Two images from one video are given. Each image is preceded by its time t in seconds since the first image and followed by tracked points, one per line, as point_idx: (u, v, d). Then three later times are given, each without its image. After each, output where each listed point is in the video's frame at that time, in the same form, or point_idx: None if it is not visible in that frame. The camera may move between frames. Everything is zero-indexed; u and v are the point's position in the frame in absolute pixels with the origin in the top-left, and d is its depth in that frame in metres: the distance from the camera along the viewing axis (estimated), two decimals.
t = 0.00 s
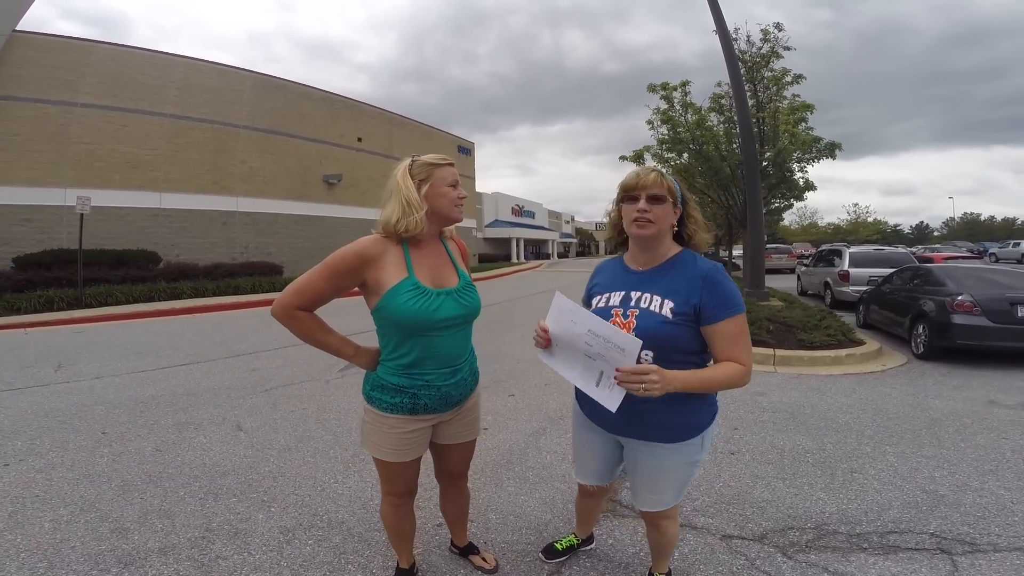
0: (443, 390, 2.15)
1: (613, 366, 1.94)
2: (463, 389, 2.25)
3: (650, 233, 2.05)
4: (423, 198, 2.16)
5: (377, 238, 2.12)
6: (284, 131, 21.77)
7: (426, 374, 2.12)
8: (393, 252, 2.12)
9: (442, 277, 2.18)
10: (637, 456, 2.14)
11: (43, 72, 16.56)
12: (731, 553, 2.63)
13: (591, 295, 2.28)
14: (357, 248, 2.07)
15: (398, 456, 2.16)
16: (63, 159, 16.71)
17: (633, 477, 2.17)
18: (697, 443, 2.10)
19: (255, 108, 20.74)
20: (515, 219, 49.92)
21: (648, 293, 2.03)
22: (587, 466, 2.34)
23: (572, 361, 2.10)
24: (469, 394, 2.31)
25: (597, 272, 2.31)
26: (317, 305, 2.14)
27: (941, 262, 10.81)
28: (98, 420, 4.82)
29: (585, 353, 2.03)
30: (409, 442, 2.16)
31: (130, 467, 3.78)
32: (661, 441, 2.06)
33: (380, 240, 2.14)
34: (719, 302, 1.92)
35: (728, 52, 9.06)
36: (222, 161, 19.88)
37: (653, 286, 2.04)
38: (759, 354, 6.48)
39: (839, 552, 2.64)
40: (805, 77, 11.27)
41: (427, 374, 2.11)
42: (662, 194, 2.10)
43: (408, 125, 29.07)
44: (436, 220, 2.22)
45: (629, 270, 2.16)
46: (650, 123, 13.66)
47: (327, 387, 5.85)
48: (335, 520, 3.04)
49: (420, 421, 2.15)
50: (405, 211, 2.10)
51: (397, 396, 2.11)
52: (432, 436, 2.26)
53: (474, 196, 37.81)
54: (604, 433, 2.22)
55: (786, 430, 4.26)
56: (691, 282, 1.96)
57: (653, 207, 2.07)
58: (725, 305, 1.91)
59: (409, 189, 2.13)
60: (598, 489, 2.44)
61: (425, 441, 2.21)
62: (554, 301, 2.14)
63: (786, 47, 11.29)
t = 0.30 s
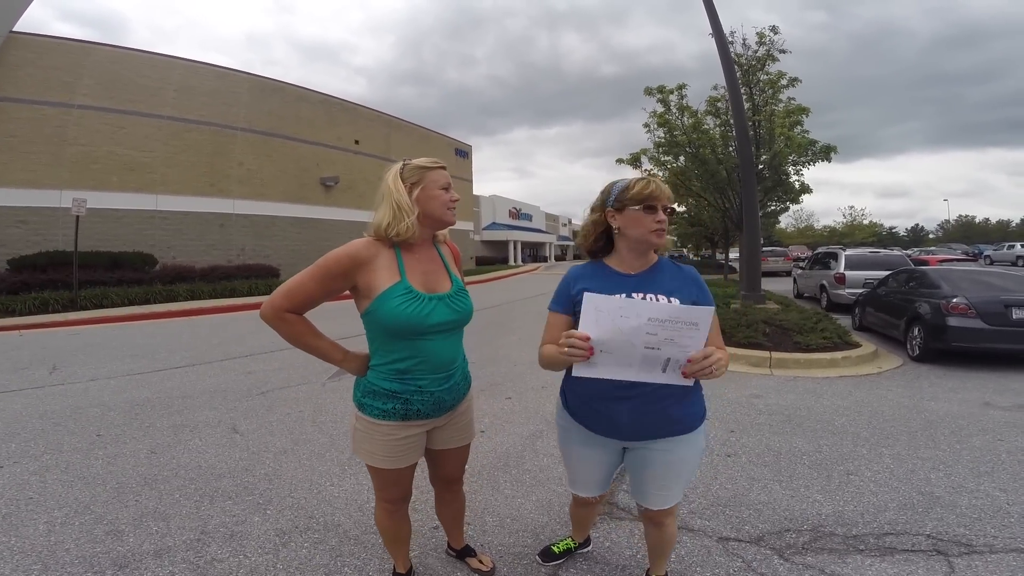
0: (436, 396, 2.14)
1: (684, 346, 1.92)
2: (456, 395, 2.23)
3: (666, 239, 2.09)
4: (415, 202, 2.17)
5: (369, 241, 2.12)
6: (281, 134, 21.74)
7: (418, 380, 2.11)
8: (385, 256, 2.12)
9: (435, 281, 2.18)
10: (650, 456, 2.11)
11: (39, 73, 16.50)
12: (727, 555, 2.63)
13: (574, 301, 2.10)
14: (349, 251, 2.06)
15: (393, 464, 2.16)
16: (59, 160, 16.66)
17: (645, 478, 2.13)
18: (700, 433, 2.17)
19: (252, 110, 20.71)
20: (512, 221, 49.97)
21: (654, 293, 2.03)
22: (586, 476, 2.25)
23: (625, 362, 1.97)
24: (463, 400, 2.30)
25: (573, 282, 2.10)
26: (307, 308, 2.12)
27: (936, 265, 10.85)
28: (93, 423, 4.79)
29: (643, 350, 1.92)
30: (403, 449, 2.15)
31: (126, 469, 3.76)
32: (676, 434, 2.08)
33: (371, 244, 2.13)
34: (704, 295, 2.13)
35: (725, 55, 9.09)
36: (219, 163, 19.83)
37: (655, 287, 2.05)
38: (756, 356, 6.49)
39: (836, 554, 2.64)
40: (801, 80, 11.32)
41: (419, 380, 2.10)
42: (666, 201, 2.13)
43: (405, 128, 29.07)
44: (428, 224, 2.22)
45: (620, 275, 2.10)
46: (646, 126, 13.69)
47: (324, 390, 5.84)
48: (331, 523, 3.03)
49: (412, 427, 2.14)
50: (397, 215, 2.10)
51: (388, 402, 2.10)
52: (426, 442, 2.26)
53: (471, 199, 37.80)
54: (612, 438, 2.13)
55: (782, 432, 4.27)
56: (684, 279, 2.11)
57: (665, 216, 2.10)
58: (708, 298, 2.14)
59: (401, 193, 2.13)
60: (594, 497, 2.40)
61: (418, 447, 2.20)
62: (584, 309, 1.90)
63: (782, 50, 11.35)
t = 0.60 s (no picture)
0: (439, 399, 2.15)
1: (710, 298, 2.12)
2: (460, 397, 2.24)
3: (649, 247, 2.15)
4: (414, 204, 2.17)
5: (368, 244, 2.11)
6: (283, 136, 21.78)
7: (421, 383, 2.11)
8: (385, 258, 2.12)
9: (435, 283, 2.19)
10: (663, 448, 2.10)
11: (43, 75, 16.58)
12: (731, 555, 2.63)
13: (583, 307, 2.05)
14: (347, 254, 2.06)
15: (400, 468, 2.16)
16: (63, 163, 16.73)
17: (662, 473, 2.11)
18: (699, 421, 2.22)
19: (254, 112, 20.76)
20: (515, 222, 49.98)
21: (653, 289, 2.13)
22: (597, 477, 2.21)
23: (682, 332, 2.02)
24: (467, 403, 2.30)
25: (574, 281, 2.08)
26: (307, 312, 2.12)
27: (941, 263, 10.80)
28: (98, 424, 4.81)
29: (691, 311, 2.03)
30: (408, 453, 2.15)
31: (131, 470, 3.78)
32: (687, 422, 2.12)
33: (371, 247, 2.14)
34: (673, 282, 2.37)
35: (726, 54, 9.08)
36: (222, 165, 19.88)
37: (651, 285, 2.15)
38: (759, 356, 6.48)
39: (841, 554, 2.63)
40: (803, 79, 11.29)
41: (422, 383, 2.10)
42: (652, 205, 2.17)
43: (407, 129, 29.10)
44: (428, 226, 2.23)
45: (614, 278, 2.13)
46: (648, 126, 13.68)
47: (327, 391, 5.85)
48: (335, 523, 3.03)
49: (417, 431, 2.14)
50: (394, 217, 2.11)
51: (391, 406, 2.10)
52: (431, 445, 2.26)
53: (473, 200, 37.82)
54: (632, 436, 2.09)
55: (786, 432, 4.26)
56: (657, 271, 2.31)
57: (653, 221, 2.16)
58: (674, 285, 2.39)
59: (399, 195, 2.13)
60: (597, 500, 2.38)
61: (423, 451, 2.21)
62: (642, 290, 1.93)
63: (783, 49, 11.33)
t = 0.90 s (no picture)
0: (440, 405, 2.14)
1: (703, 313, 2.04)
2: (461, 403, 2.23)
3: (623, 247, 2.09)
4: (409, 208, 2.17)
5: (367, 248, 2.12)
6: (285, 139, 21.84)
7: (421, 389, 2.10)
8: (385, 262, 2.12)
9: (435, 288, 2.19)
10: (661, 451, 2.10)
11: (47, 79, 16.67)
12: (734, 559, 2.62)
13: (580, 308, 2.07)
14: (345, 258, 2.06)
15: (400, 474, 2.16)
16: (66, 165, 16.79)
17: (656, 475, 2.11)
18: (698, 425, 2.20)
19: (257, 116, 20.83)
20: (517, 225, 50.02)
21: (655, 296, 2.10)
22: (593, 478, 2.22)
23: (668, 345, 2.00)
24: (468, 409, 2.30)
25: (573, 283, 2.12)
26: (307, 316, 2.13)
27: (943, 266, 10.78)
28: (100, 427, 4.81)
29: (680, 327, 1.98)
30: (409, 458, 2.15)
31: (133, 473, 3.77)
32: (683, 426, 2.10)
33: (370, 251, 2.13)
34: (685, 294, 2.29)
35: (727, 56, 9.08)
36: (224, 168, 19.95)
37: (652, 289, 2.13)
38: (761, 360, 6.47)
39: (844, 557, 2.62)
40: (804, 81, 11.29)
41: (423, 389, 2.10)
42: (626, 208, 2.13)
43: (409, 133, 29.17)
44: (425, 229, 2.22)
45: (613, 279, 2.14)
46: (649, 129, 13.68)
47: (329, 394, 5.85)
48: (337, 526, 3.03)
49: (417, 436, 2.14)
50: (390, 221, 2.11)
51: (391, 412, 2.10)
52: (432, 451, 2.26)
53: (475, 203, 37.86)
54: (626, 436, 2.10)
55: (789, 435, 4.24)
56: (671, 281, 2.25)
57: (623, 223, 2.09)
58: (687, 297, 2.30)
59: (394, 199, 2.13)
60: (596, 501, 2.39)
61: (424, 456, 2.21)
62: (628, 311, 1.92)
63: (784, 52, 11.34)
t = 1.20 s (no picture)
0: (438, 407, 2.14)
1: (668, 318, 2.01)
2: (460, 406, 2.23)
3: (630, 258, 2.16)
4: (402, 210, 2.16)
5: (362, 252, 2.12)
6: (286, 139, 21.84)
7: (418, 392, 2.10)
8: (381, 265, 2.12)
9: (433, 291, 2.18)
10: (648, 456, 2.10)
11: (47, 79, 16.67)
12: (734, 559, 2.62)
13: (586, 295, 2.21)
14: (341, 262, 2.07)
15: (396, 476, 2.16)
16: (66, 166, 16.79)
17: (642, 479, 2.12)
18: (697, 437, 2.16)
19: (257, 116, 20.82)
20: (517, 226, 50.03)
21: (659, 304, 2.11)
22: (585, 475, 2.29)
23: (628, 350, 2.02)
24: (467, 412, 2.29)
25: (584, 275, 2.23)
26: (304, 319, 2.13)
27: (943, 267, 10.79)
28: (100, 427, 4.81)
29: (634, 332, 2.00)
30: (406, 460, 2.15)
31: (132, 473, 3.77)
32: (673, 433, 2.08)
33: (366, 254, 2.13)
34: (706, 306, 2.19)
35: (728, 58, 9.10)
36: (225, 168, 19.94)
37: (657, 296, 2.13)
38: (761, 361, 6.47)
39: (844, 558, 2.62)
40: (804, 83, 11.31)
41: (420, 391, 2.10)
42: (637, 217, 2.12)
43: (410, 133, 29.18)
44: (420, 231, 2.21)
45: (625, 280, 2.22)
46: (650, 130, 13.69)
47: (329, 395, 5.85)
48: (337, 527, 3.02)
49: (414, 438, 2.14)
50: (384, 225, 2.11)
51: (388, 414, 2.10)
52: (430, 453, 2.26)
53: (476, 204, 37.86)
54: (611, 435, 2.15)
55: (790, 437, 4.24)
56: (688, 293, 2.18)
57: (628, 237, 2.12)
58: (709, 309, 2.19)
59: (387, 202, 2.13)
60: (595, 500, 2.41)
61: (423, 458, 2.21)
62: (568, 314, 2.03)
63: (784, 53, 11.36)
